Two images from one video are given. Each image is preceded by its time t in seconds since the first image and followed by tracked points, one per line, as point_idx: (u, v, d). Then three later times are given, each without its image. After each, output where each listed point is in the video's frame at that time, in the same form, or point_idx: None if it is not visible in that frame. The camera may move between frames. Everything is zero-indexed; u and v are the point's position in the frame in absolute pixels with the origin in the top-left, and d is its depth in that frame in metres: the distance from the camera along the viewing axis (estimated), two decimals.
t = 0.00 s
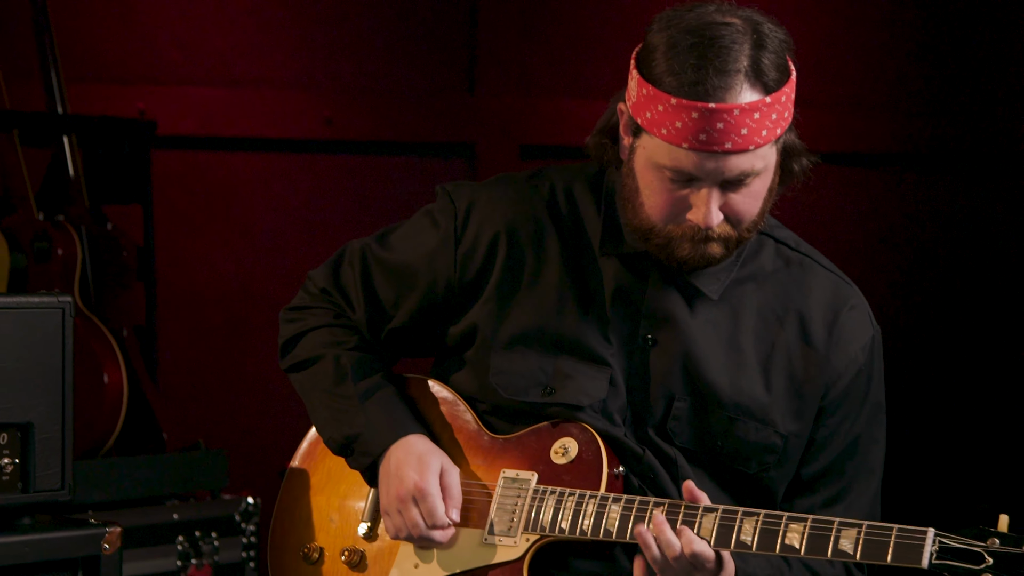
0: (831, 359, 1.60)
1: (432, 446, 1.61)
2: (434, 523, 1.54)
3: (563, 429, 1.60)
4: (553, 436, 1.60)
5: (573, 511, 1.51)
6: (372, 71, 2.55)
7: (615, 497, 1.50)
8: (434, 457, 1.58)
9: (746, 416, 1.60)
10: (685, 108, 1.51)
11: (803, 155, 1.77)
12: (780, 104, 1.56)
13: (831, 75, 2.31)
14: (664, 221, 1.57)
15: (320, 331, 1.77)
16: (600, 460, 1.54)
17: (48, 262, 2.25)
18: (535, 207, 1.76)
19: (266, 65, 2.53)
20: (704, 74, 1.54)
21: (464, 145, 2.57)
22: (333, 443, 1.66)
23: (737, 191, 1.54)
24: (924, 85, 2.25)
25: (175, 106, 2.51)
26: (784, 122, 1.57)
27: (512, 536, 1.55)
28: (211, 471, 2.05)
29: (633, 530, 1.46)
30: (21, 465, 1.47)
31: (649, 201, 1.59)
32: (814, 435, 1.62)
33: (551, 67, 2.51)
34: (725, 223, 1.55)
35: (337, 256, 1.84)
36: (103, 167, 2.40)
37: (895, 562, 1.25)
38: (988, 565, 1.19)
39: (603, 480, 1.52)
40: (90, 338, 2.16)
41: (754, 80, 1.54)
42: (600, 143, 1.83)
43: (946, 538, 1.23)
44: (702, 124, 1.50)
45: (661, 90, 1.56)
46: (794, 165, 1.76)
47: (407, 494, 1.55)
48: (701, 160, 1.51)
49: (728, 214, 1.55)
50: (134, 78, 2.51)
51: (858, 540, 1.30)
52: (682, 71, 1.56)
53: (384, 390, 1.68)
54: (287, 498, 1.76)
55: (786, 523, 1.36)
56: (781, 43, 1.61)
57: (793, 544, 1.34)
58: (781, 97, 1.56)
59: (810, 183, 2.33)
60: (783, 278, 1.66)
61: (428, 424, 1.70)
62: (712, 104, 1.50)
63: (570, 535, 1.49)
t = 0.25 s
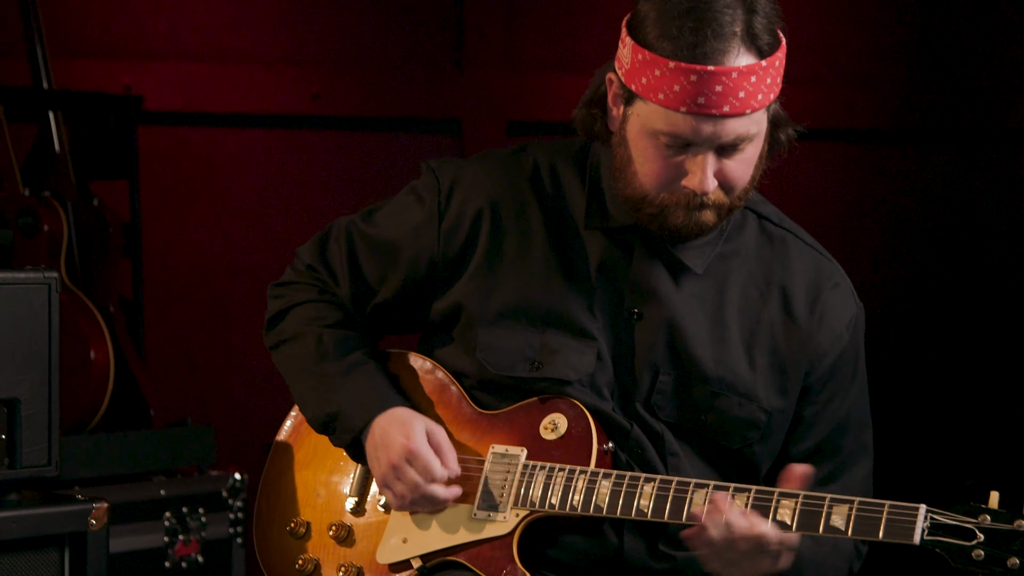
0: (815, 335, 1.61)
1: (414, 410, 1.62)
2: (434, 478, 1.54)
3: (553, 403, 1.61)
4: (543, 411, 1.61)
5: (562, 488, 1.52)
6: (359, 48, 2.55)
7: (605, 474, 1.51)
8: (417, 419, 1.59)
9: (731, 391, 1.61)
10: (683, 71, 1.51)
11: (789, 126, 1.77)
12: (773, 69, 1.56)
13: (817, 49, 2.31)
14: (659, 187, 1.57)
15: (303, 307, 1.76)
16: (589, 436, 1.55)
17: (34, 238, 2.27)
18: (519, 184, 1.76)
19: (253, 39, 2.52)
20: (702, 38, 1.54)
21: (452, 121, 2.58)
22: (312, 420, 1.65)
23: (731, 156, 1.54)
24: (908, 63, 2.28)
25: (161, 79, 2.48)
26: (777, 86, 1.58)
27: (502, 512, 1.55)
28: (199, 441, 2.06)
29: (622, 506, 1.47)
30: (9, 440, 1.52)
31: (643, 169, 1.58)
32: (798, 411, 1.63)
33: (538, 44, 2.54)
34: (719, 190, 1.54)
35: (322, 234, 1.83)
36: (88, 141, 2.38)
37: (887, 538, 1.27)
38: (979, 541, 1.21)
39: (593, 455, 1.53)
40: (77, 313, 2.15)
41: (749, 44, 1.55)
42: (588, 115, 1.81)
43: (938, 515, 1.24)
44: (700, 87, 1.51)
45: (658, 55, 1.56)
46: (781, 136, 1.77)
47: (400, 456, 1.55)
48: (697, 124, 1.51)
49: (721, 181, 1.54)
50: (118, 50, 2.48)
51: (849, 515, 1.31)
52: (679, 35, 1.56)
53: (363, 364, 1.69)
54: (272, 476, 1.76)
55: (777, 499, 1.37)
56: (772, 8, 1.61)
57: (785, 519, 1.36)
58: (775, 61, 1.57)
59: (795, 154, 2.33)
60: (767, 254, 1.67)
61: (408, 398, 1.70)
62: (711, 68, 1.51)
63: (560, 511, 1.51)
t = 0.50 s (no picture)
0: (813, 305, 1.60)
1: (384, 403, 1.63)
2: (398, 475, 1.53)
3: (529, 377, 1.62)
4: (520, 385, 1.62)
5: (540, 456, 1.53)
6: (351, 25, 2.54)
7: (581, 440, 1.52)
8: (388, 414, 1.59)
9: (727, 365, 1.60)
10: (682, 48, 1.50)
11: (784, 106, 1.77)
12: (774, 48, 1.56)
13: (812, 30, 2.33)
14: (655, 163, 1.56)
15: (290, 287, 1.78)
16: (565, 406, 1.57)
17: (24, 215, 2.28)
18: (511, 164, 1.76)
19: (244, 17, 2.51)
20: (702, 15, 1.53)
21: (442, 98, 2.55)
22: (288, 404, 1.67)
23: (728, 135, 1.53)
24: (902, 39, 2.26)
25: (152, 57, 2.48)
26: (776, 66, 1.57)
27: (480, 486, 1.55)
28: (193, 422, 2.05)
29: (602, 471, 1.48)
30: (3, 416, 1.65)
31: (640, 145, 1.58)
32: (797, 383, 1.62)
33: (531, 20, 2.50)
34: (715, 168, 1.54)
35: (315, 215, 1.84)
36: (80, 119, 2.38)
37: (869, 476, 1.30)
38: (958, 474, 1.25)
39: (568, 424, 1.55)
40: (68, 290, 2.16)
41: (749, 23, 1.54)
42: (584, 90, 1.81)
43: (916, 451, 1.29)
44: (698, 65, 1.50)
45: (657, 30, 1.55)
46: (775, 115, 1.77)
47: (366, 450, 1.55)
48: (696, 101, 1.50)
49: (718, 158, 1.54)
50: (111, 29, 2.48)
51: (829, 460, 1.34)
52: (679, 12, 1.55)
53: (341, 350, 1.71)
54: (245, 470, 1.77)
55: (755, 450, 1.38)
56: None
57: (764, 469, 1.37)
58: (774, 41, 1.56)
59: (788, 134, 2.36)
60: (763, 228, 1.66)
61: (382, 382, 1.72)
62: (710, 45, 1.50)
63: (539, 480, 1.51)
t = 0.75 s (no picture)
0: (809, 282, 1.60)
1: (369, 381, 1.64)
2: (380, 453, 1.54)
3: (517, 361, 1.63)
4: (507, 365, 1.63)
5: (528, 441, 1.54)
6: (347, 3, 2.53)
7: (571, 425, 1.54)
8: (372, 392, 1.60)
9: (723, 342, 1.60)
10: (674, 29, 1.50)
11: (779, 88, 1.77)
12: (767, 34, 1.54)
13: (814, 15, 2.36)
14: (641, 142, 1.56)
15: (281, 263, 1.79)
16: (554, 389, 1.58)
17: (18, 192, 2.28)
18: (507, 140, 1.76)
19: None
20: None
21: (438, 76, 2.54)
22: (277, 379, 1.68)
23: (717, 118, 1.53)
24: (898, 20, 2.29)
25: (146, 33, 2.45)
26: (768, 52, 1.56)
27: (468, 467, 1.57)
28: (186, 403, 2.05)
29: (588, 456, 1.49)
30: None
31: (628, 122, 1.58)
32: (793, 360, 1.62)
33: None
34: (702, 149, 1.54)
35: (309, 193, 1.85)
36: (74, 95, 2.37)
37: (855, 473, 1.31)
38: (945, 474, 1.26)
39: (558, 408, 1.56)
40: (61, 269, 2.15)
41: (742, 7, 1.53)
42: (580, 62, 1.83)
43: (904, 450, 1.30)
44: (689, 46, 1.49)
45: (651, 9, 1.54)
46: (769, 97, 1.77)
47: (350, 425, 1.56)
48: (686, 84, 1.50)
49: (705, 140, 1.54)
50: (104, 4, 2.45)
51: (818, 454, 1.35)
52: None
53: (327, 325, 1.71)
54: (233, 445, 1.80)
55: (743, 443, 1.40)
56: None
57: (752, 462, 1.39)
58: (768, 26, 1.55)
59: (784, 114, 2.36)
60: (758, 205, 1.67)
61: (372, 363, 1.73)
62: (701, 28, 1.49)
63: (526, 464, 1.52)
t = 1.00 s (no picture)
0: (796, 262, 1.58)
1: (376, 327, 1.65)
2: (414, 387, 1.57)
3: (513, 334, 1.62)
4: (502, 342, 1.62)
5: (525, 418, 1.52)
6: None
7: (567, 402, 1.52)
8: (387, 336, 1.62)
9: (710, 325, 1.58)
10: (637, 23, 1.47)
11: (759, 76, 1.77)
12: (735, 27, 1.51)
13: None
14: (611, 131, 1.55)
15: (272, 232, 1.77)
16: (550, 365, 1.57)
17: (11, 170, 2.17)
18: (490, 123, 1.73)
19: None
20: None
21: (432, 54, 2.53)
22: (279, 340, 1.67)
23: (686, 109, 1.52)
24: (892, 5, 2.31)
25: (140, 12, 2.43)
26: (738, 44, 1.52)
27: (464, 445, 1.55)
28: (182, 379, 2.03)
29: (585, 432, 1.48)
30: None
31: (599, 111, 1.57)
32: (784, 342, 1.60)
33: None
34: (670, 139, 1.53)
35: (298, 165, 1.83)
36: (68, 73, 2.35)
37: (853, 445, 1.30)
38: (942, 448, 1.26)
39: (554, 384, 1.55)
40: (56, 246, 2.12)
41: None
42: (557, 47, 1.86)
43: (900, 424, 1.29)
44: (652, 41, 1.46)
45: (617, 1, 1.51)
46: (748, 85, 1.76)
47: (377, 366, 1.56)
48: (652, 78, 1.48)
49: (674, 131, 1.53)
50: None
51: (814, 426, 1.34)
52: None
53: (327, 285, 1.70)
54: (229, 424, 1.79)
55: (741, 417, 1.39)
56: None
57: (749, 437, 1.37)
58: (737, 19, 1.51)
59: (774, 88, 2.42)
60: (744, 186, 1.64)
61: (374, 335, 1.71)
62: (664, 22, 1.46)
63: (523, 440, 1.51)
